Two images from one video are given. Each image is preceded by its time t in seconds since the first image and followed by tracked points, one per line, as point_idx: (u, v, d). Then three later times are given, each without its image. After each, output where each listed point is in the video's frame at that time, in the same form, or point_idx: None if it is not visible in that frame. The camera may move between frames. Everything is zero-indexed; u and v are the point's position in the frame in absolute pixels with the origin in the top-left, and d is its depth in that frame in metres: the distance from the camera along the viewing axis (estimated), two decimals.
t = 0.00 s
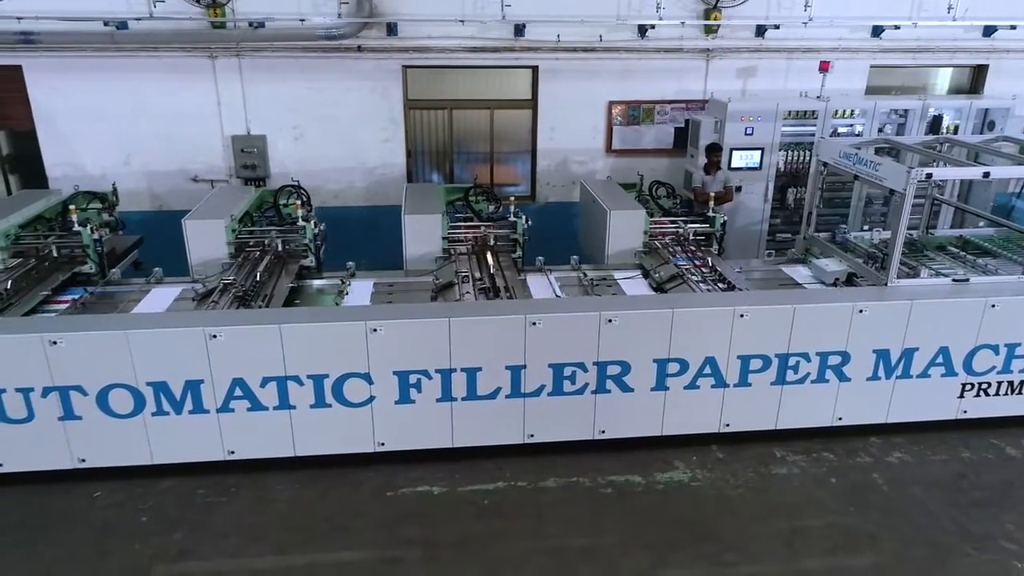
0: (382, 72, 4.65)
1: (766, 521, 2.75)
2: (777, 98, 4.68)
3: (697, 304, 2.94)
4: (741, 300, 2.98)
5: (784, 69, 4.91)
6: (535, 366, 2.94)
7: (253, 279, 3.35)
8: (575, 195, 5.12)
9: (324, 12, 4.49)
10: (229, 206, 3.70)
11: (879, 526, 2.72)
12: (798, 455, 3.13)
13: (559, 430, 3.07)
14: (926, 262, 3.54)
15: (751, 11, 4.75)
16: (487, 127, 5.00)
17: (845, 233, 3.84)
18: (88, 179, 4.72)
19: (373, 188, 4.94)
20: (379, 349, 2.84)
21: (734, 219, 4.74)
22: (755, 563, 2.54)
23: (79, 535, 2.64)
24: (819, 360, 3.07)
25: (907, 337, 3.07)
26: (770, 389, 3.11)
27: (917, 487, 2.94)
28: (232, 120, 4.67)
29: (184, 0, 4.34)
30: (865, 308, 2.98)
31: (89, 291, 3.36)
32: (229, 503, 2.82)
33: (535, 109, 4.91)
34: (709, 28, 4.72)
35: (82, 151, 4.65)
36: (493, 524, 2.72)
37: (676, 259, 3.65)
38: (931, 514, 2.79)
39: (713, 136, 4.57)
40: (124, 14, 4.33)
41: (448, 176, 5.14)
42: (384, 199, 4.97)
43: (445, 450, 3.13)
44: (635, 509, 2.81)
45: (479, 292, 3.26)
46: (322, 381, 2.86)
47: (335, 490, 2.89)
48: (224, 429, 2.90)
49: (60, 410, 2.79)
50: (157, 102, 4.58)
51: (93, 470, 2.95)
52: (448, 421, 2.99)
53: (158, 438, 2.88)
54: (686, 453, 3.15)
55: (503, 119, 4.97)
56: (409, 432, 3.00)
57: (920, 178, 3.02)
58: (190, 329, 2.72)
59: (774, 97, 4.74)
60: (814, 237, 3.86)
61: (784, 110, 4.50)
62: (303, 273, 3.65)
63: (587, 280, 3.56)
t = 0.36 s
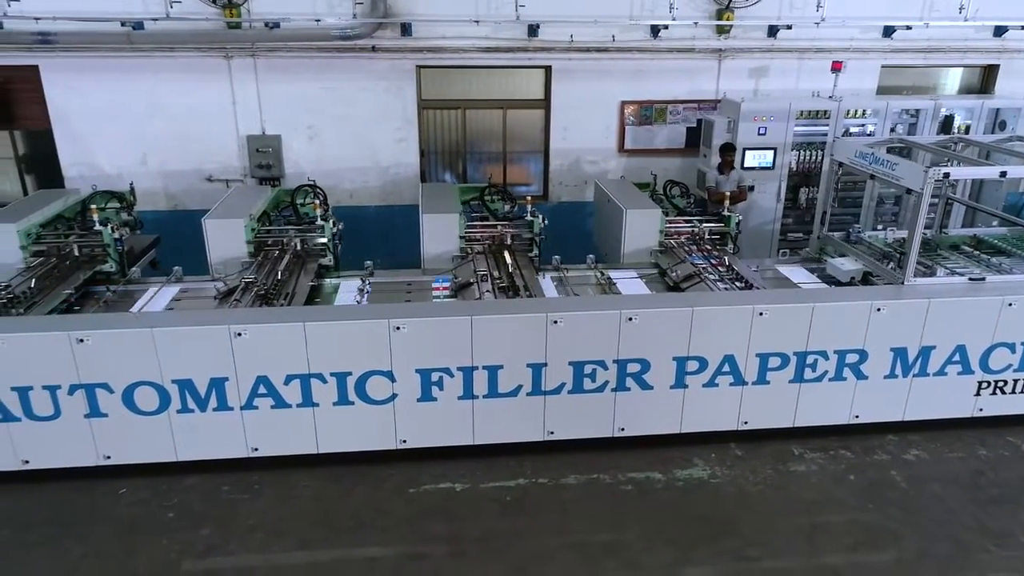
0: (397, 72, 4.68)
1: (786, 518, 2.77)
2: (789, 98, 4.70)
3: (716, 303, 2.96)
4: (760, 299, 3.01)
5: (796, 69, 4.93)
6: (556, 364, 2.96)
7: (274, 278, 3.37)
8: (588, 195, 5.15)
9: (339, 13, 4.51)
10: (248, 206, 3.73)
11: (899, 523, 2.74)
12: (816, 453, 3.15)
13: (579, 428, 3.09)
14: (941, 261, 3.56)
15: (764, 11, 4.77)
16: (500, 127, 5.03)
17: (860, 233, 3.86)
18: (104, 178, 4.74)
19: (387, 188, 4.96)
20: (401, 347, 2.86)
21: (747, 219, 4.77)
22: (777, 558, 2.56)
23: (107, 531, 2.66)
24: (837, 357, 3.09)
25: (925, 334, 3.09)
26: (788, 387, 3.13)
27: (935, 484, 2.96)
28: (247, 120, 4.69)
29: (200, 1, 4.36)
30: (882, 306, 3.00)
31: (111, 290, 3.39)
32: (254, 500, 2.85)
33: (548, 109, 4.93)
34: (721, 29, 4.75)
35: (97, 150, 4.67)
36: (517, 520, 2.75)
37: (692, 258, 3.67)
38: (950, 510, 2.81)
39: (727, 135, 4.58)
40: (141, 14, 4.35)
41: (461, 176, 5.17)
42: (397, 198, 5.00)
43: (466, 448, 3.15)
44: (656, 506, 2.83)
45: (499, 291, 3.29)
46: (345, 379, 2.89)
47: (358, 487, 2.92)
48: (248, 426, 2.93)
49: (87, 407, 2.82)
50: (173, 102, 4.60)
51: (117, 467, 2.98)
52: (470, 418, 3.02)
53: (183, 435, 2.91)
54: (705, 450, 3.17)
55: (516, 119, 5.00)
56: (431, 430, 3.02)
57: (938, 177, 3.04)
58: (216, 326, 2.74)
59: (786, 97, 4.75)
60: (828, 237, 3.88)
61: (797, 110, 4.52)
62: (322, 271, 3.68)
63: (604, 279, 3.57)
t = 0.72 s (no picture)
0: (411, 72, 4.70)
1: (808, 515, 2.79)
2: (802, 98, 4.72)
3: (737, 301, 2.98)
4: (780, 298, 3.03)
5: (809, 69, 4.95)
6: (578, 362, 2.98)
7: (295, 277, 3.39)
8: (600, 195, 5.17)
9: (354, 13, 4.53)
10: (267, 205, 3.75)
11: (920, 520, 2.76)
12: (835, 451, 3.17)
13: (600, 426, 3.11)
14: (957, 260, 3.58)
15: (777, 11, 4.79)
16: (513, 127, 5.05)
17: (875, 232, 3.87)
18: (119, 178, 4.75)
19: (401, 187, 4.98)
20: (425, 346, 2.88)
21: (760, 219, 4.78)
22: (801, 555, 2.58)
23: (134, 528, 2.68)
24: (857, 356, 3.11)
25: (943, 333, 3.11)
26: (808, 385, 3.15)
27: (955, 482, 2.98)
28: (263, 120, 4.72)
29: (217, 2, 4.38)
30: (902, 305, 3.02)
31: (132, 289, 3.40)
32: (279, 497, 2.87)
33: (561, 109, 4.95)
34: (734, 29, 4.77)
35: (113, 150, 4.69)
36: (541, 517, 2.77)
37: (709, 258, 3.69)
38: (971, 508, 2.83)
39: (740, 135, 4.60)
40: (157, 15, 4.38)
41: (474, 176, 5.19)
42: (411, 198, 5.01)
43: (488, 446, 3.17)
44: (679, 503, 2.85)
45: (519, 291, 3.31)
46: (369, 377, 2.91)
47: (382, 485, 2.94)
48: (273, 424, 2.94)
49: (113, 405, 2.84)
50: (189, 102, 4.62)
51: (142, 465, 3.00)
52: (492, 416, 3.04)
53: (208, 433, 2.93)
54: (725, 448, 3.19)
55: (529, 119, 5.02)
56: (453, 428, 3.04)
57: (957, 177, 3.06)
58: (241, 325, 2.76)
59: (799, 97, 4.77)
60: (843, 236, 3.90)
61: (810, 110, 4.54)
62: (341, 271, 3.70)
63: (621, 278, 3.59)
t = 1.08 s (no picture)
0: (430, 72, 4.72)
1: (837, 512, 2.81)
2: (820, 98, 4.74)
3: (764, 300, 3.00)
4: (806, 297, 3.04)
5: (825, 69, 4.97)
6: (606, 361, 2.99)
7: (322, 276, 3.41)
8: (616, 195, 5.18)
9: (374, 14, 4.55)
10: (290, 204, 3.76)
11: (949, 518, 2.78)
12: (860, 449, 3.19)
13: (627, 424, 3.12)
14: (978, 259, 3.60)
15: (794, 12, 4.81)
16: (530, 127, 5.07)
17: (896, 232, 3.90)
18: (138, 178, 4.77)
19: (418, 187, 4.99)
20: (455, 344, 2.90)
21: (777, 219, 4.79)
22: (833, 552, 2.60)
23: (168, 525, 2.70)
24: (882, 355, 3.12)
25: (968, 332, 3.13)
26: (833, 384, 3.16)
27: (981, 480, 3.00)
28: (282, 121, 4.73)
29: (238, 2, 4.40)
30: (927, 304, 3.04)
31: (159, 288, 3.40)
32: (309, 495, 2.88)
33: (578, 109, 4.97)
34: (751, 30, 4.78)
35: (133, 151, 4.70)
36: (571, 514, 2.78)
37: (732, 257, 3.71)
38: (998, 506, 2.85)
39: (758, 135, 4.61)
40: (178, 15, 4.39)
41: (490, 176, 5.21)
42: (428, 197, 5.03)
43: (514, 444, 3.19)
44: (708, 501, 2.86)
45: (546, 289, 3.33)
46: (399, 375, 2.92)
47: (411, 482, 2.95)
48: (303, 422, 2.96)
49: (145, 404, 2.85)
50: (208, 102, 4.64)
51: (172, 463, 3.01)
52: (520, 414, 3.05)
53: (239, 431, 2.94)
54: (750, 446, 3.20)
55: (547, 119, 5.04)
56: (482, 426, 3.06)
57: (983, 176, 3.08)
58: (274, 324, 2.78)
59: (816, 97, 4.79)
60: (864, 235, 3.95)
61: (828, 110, 4.55)
62: (365, 270, 3.72)
63: (644, 279, 3.61)
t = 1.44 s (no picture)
0: (451, 72, 4.74)
1: (870, 509, 2.82)
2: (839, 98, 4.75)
3: (793, 298, 3.01)
4: (836, 295, 3.06)
5: (843, 69, 4.99)
6: (637, 359, 3.01)
7: (352, 275, 3.42)
8: (634, 194, 5.20)
9: (395, 14, 4.57)
10: (316, 203, 3.78)
11: (981, 514, 2.80)
12: (889, 446, 3.20)
13: (657, 422, 3.14)
14: (1003, 257, 3.62)
15: (813, 11, 4.82)
16: (549, 126, 5.09)
17: (919, 230, 3.92)
18: (159, 178, 4.78)
19: (437, 186, 5.00)
20: (488, 342, 2.91)
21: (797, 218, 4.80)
22: (868, 548, 2.61)
23: (206, 522, 2.71)
24: (911, 353, 3.14)
25: (996, 330, 3.14)
26: (862, 382, 3.18)
27: (1011, 477, 3.01)
28: (303, 120, 4.75)
29: (261, 2, 4.42)
30: (957, 302, 3.05)
31: (190, 286, 3.41)
32: (343, 492, 2.89)
33: (597, 109, 5.00)
34: (771, 29, 4.80)
35: (154, 150, 4.72)
36: (605, 511, 2.80)
37: (757, 255, 3.72)
38: None
39: (778, 135, 4.63)
40: (201, 15, 4.41)
41: (510, 176, 5.23)
42: (447, 197, 5.04)
43: (544, 442, 3.20)
44: (740, 497, 2.88)
45: (575, 288, 3.34)
46: (432, 373, 2.94)
47: (444, 479, 2.97)
48: (336, 420, 2.98)
49: (180, 401, 2.87)
50: (230, 101, 4.65)
51: (206, 461, 3.03)
52: (551, 412, 3.07)
53: (272, 428, 2.96)
54: (779, 444, 3.22)
55: (565, 119, 5.06)
56: (513, 424, 3.07)
57: (1011, 175, 3.09)
58: (309, 322, 2.80)
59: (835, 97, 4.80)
60: (888, 233, 3.96)
61: (848, 109, 4.57)
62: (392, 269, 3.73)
63: (670, 277, 3.63)
